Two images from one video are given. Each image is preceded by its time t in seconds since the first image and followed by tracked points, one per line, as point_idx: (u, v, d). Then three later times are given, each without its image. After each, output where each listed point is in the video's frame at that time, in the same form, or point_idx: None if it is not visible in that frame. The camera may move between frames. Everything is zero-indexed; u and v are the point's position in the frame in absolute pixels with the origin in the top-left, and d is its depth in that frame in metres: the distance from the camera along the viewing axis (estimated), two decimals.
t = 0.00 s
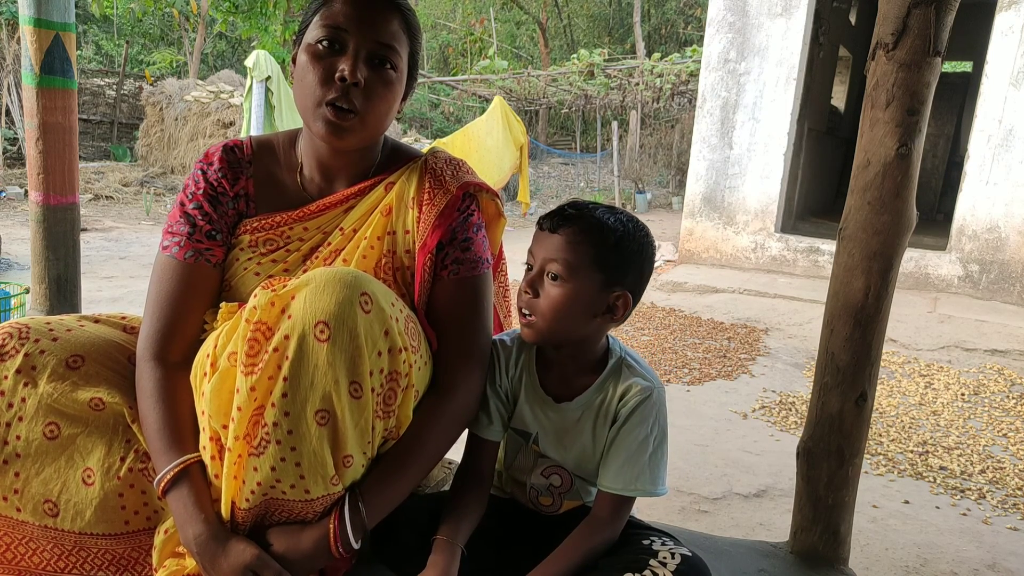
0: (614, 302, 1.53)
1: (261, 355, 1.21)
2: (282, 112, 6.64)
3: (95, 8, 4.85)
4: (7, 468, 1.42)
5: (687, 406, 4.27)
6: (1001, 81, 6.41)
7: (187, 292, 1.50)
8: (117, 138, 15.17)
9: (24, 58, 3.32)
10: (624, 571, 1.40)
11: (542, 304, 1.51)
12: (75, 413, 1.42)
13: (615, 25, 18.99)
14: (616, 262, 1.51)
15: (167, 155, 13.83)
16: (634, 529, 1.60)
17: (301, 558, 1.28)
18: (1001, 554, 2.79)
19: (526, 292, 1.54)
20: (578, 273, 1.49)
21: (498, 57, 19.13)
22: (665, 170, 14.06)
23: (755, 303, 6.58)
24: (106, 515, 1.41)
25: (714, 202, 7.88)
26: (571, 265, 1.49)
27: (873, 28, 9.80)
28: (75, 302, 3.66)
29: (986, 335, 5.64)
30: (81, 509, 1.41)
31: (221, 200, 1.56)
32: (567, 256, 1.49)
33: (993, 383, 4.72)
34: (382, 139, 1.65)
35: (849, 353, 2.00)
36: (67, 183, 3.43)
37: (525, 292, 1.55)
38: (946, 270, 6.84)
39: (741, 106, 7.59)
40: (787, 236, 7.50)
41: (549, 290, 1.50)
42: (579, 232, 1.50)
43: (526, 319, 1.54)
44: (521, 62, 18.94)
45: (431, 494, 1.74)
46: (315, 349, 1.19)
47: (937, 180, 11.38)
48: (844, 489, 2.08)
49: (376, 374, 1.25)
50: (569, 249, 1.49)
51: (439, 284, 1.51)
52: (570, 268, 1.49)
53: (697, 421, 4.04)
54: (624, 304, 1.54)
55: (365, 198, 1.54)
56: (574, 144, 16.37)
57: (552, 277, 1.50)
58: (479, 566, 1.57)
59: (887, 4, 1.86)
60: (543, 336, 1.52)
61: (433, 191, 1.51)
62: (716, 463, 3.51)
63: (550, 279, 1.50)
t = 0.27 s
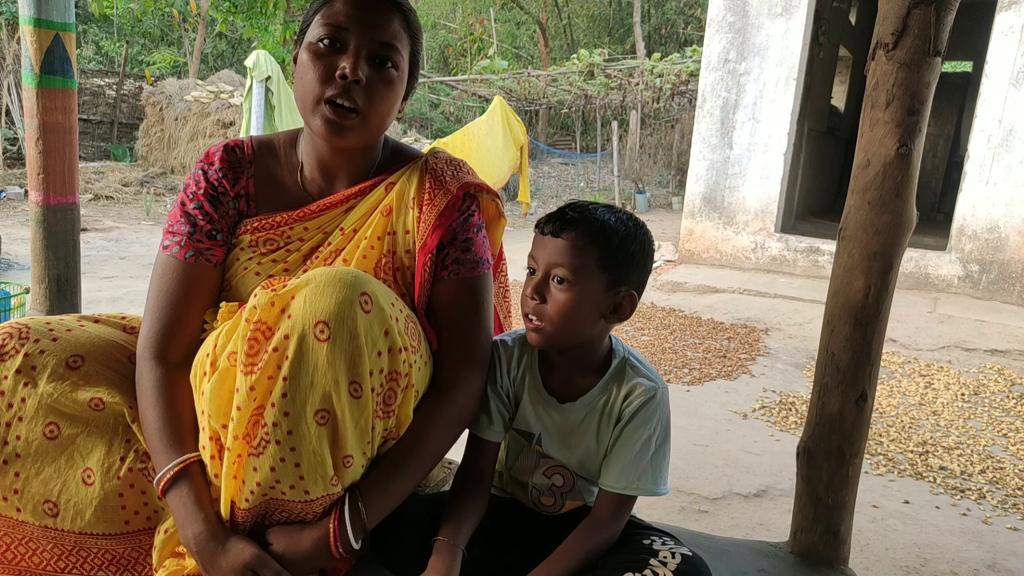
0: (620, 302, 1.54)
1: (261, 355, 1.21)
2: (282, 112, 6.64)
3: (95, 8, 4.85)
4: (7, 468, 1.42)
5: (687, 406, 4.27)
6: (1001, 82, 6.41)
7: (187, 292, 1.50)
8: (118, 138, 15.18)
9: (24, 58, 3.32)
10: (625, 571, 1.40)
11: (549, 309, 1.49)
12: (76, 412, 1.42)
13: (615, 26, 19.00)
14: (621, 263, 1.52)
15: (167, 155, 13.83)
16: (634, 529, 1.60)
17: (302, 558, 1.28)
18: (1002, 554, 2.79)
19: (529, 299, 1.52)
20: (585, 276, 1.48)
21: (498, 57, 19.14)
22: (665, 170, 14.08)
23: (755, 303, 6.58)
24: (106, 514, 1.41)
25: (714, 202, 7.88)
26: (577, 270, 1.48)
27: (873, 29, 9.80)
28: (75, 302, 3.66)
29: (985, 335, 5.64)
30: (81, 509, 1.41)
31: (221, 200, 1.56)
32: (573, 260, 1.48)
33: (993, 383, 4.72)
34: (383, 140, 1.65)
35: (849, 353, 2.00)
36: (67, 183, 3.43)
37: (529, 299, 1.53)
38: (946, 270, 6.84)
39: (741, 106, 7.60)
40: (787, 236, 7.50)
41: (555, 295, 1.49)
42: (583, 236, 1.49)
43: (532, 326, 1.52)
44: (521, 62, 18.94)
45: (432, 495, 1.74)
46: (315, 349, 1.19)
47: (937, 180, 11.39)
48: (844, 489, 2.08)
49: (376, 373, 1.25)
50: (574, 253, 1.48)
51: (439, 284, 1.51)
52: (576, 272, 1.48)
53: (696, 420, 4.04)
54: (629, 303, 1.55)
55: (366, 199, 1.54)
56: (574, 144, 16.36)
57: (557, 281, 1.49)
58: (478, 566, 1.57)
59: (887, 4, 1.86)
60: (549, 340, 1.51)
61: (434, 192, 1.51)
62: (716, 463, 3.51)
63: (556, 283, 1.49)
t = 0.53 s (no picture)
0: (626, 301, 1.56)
1: (261, 355, 1.21)
2: (282, 112, 6.63)
3: (95, 9, 4.84)
4: (5, 467, 1.41)
5: (687, 406, 4.27)
6: (1001, 82, 6.41)
7: (187, 287, 1.51)
8: (117, 138, 15.17)
9: (24, 58, 3.32)
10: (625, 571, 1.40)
11: (570, 316, 1.48)
12: (69, 413, 1.41)
13: (615, 26, 18.99)
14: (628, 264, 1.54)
15: (167, 155, 13.83)
16: (634, 528, 1.60)
17: (330, 518, 1.18)
18: (1001, 554, 2.79)
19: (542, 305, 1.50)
20: (600, 279, 1.49)
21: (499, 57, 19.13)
22: (665, 170, 14.09)
23: (755, 303, 6.58)
24: (102, 515, 1.41)
25: (714, 202, 7.88)
26: (592, 276, 1.48)
27: (873, 29, 9.80)
28: (76, 302, 3.66)
29: (985, 335, 5.64)
30: (78, 509, 1.41)
31: (217, 200, 1.56)
32: (588, 265, 1.48)
33: (993, 383, 4.72)
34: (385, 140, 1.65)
35: (849, 353, 2.00)
36: (67, 183, 3.43)
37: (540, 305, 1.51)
38: (946, 270, 6.84)
39: (741, 106, 7.60)
40: (787, 236, 7.50)
41: (575, 300, 1.48)
42: (595, 240, 1.49)
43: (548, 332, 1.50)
44: (521, 62, 18.94)
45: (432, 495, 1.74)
46: (317, 349, 1.19)
47: (937, 180, 11.39)
48: (844, 489, 2.08)
49: (377, 374, 1.25)
50: (587, 257, 1.48)
51: (441, 285, 1.51)
52: (592, 276, 1.48)
53: (696, 420, 4.04)
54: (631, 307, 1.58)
55: (367, 200, 1.54)
56: (574, 144, 16.36)
57: (575, 286, 1.48)
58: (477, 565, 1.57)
59: (887, 5, 1.86)
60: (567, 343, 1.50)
61: (435, 192, 1.51)
62: (716, 463, 3.51)
63: (573, 287, 1.48)
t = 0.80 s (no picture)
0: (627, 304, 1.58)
1: (265, 355, 1.21)
2: (282, 112, 6.63)
3: (95, 9, 4.84)
4: (6, 465, 1.41)
5: (687, 406, 4.27)
6: (1001, 82, 6.41)
7: (191, 282, 1.51)
8: (118, 138, 15.18)
9: (24, 58, 3.32)
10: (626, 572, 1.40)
11: (591, 318, 1.47)
12: (68, 412, 1.42)
13: (615, 26, 18.97)
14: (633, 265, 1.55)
15: (167, 155, 13.82)
16: (634, 528, 1.60)
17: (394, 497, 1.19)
18: (1002, 554, 2.79)
19: (558, 309, 1.48)
20: (616, 280, 1.49)
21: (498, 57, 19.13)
22: (665, 170, 14.10)
23: (755, 303, 6.58)
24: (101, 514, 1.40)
25: (714, 202, 7.88)
26: (608, 274, 1.48)
27: (873, 29, 9.80)
28: (75, 302, 3.66)
29: (985, 335, 5.63)
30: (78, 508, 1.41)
31: (220, 198, 1.56)
32: (604, 265, 1.48)
33: (993, 383, 4.72)
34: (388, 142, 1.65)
35: (849, 353, 2.00)
36: (67, 183, 3.43)
37: (558, 308, 1.49)
38: (946, 270, 6.84)
39: (741, 106, 7.60)
40: (787, 236, 7.50)
41: (596, 300, 1.48)
42: (605, 241, 1.50)
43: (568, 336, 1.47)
44: (520, 62, 18.94)
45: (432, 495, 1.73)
46: (319, 349, 1.19)
47: (937, 180, 11.39)
48: (844, 488, 2.08)
49: (379, 374, 1.25)
50: (601, 258, 1.48)
51: (443, 285, 1.52)
52: (609, 276, 1.48)
53: (696, 421, 4.04)
54: (636, 304, 1.60)
55: (371, 200, 1.54)
56: (574, 144, 16.36)
57: (596, 286, 1.48)
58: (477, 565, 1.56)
59: (887, 5, 1.86)
60: (585, 343, 1.48)
61: (439, 194, 1.52)
62: (716, 463, 3.51)
63: (594, 287, 1.48)
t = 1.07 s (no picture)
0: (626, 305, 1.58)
1: (264, 356, 1.21)
2: (282, 112, 6.63)
3: (95, 9, 4.84)
4: (5, 465, 1.40)
5: (687, 406, 4.27)
6: (1001, 82, 6.41)
7: (188, 291, 1.50)
8: (118, 138, 15.18)
9: (24, 58, 3.33)
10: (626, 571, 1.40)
11: (592, 320, 1.47)
12: (70, 413, 1.42)
13: (615, 26, 18.96)
14: (632, 266, 1.55)
15: (167, 155, 13.82)
16: (634, 528, 1.60)
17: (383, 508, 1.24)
18: (1001, 554, 2.79)
19: (557, 311, 1.48)
20: (616, 282, 1.49)
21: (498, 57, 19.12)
22: (665, 170, 14.10)
23: (755, 303, 6.58)
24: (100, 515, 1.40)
25: (714, 202, 7.88)
26: (607, 273, 1.48)
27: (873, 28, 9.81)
28: (75, 302, 3.66)
29: (985, 335, 5.63)
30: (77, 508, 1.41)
31: (222, 200, 1.56)
32: (604, 267, 1.48)
33: (993, 383, 4.72)
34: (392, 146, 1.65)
35: (849, 353, 2.00)
36: (67, 183, 3.43)
37: (557, 309, 1.49)
38: (946, 270, 6.84)
39: (741, 106, 7.59)
40: (787, 236, 7.50)
41: (596, 300, 1.48)
42: (604, 242, 1.50)
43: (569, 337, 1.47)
44: (520, 62, 18.93)
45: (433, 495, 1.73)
46: (319, 350, 1.19)
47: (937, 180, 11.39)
48: (844, 488, 2.08)
49: (378, 375, 1.25)
50: (601, 259, 1.48)
51: (445, 289, 1.52)
52: (609, 278, 1.48)
53: (696, 421, 4.04)
54: (635, 303, 1.60)
55: (374, 204, 1.54)
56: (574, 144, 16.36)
57: (597, 287, 1.48)
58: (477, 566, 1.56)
59: (887, 5, 1.86)
60: (584, 344, 1.48)
61: (441, 198, 1.52)
62: (716, 463, 3.51)
63: (595, 288, 1.48)
